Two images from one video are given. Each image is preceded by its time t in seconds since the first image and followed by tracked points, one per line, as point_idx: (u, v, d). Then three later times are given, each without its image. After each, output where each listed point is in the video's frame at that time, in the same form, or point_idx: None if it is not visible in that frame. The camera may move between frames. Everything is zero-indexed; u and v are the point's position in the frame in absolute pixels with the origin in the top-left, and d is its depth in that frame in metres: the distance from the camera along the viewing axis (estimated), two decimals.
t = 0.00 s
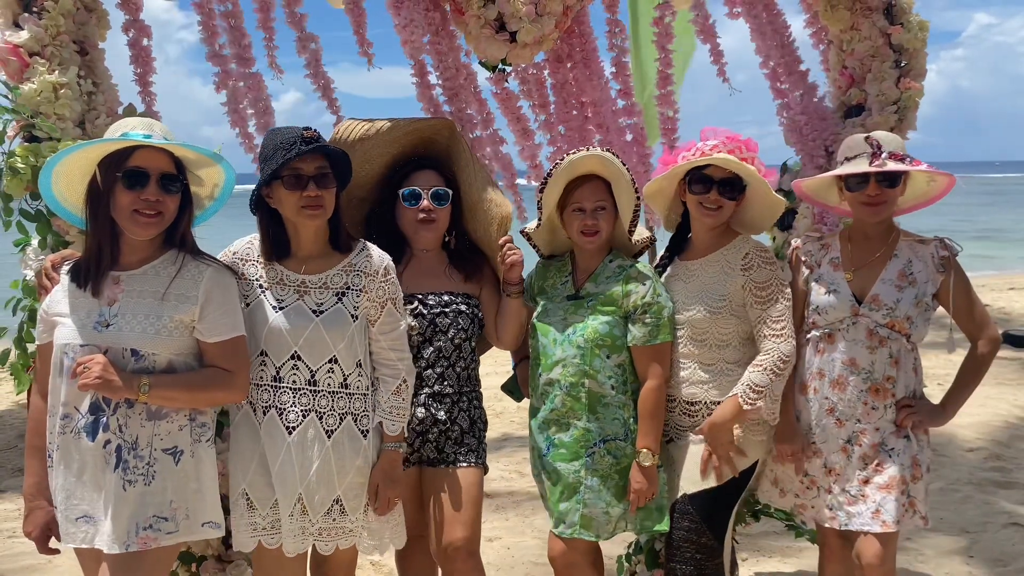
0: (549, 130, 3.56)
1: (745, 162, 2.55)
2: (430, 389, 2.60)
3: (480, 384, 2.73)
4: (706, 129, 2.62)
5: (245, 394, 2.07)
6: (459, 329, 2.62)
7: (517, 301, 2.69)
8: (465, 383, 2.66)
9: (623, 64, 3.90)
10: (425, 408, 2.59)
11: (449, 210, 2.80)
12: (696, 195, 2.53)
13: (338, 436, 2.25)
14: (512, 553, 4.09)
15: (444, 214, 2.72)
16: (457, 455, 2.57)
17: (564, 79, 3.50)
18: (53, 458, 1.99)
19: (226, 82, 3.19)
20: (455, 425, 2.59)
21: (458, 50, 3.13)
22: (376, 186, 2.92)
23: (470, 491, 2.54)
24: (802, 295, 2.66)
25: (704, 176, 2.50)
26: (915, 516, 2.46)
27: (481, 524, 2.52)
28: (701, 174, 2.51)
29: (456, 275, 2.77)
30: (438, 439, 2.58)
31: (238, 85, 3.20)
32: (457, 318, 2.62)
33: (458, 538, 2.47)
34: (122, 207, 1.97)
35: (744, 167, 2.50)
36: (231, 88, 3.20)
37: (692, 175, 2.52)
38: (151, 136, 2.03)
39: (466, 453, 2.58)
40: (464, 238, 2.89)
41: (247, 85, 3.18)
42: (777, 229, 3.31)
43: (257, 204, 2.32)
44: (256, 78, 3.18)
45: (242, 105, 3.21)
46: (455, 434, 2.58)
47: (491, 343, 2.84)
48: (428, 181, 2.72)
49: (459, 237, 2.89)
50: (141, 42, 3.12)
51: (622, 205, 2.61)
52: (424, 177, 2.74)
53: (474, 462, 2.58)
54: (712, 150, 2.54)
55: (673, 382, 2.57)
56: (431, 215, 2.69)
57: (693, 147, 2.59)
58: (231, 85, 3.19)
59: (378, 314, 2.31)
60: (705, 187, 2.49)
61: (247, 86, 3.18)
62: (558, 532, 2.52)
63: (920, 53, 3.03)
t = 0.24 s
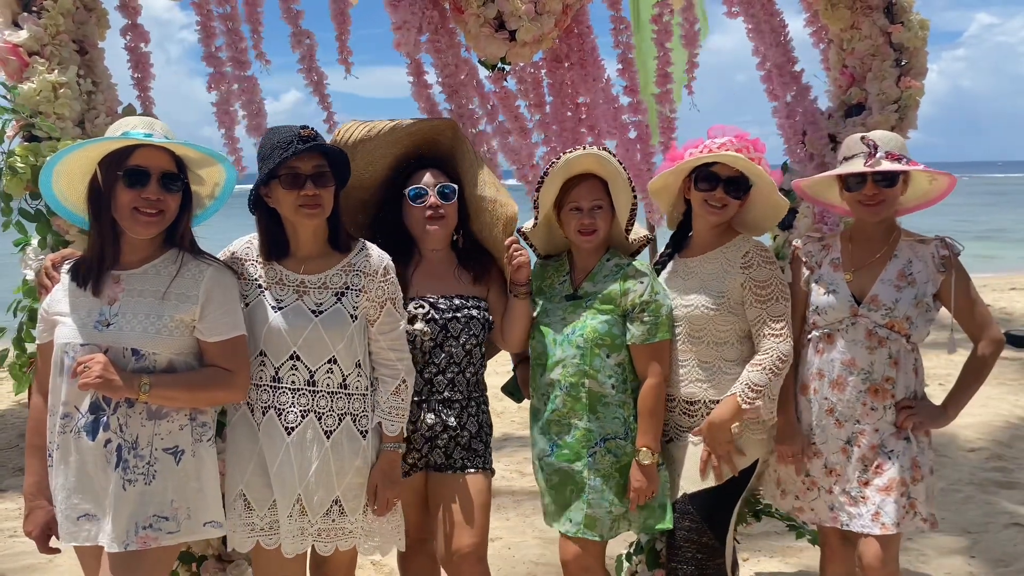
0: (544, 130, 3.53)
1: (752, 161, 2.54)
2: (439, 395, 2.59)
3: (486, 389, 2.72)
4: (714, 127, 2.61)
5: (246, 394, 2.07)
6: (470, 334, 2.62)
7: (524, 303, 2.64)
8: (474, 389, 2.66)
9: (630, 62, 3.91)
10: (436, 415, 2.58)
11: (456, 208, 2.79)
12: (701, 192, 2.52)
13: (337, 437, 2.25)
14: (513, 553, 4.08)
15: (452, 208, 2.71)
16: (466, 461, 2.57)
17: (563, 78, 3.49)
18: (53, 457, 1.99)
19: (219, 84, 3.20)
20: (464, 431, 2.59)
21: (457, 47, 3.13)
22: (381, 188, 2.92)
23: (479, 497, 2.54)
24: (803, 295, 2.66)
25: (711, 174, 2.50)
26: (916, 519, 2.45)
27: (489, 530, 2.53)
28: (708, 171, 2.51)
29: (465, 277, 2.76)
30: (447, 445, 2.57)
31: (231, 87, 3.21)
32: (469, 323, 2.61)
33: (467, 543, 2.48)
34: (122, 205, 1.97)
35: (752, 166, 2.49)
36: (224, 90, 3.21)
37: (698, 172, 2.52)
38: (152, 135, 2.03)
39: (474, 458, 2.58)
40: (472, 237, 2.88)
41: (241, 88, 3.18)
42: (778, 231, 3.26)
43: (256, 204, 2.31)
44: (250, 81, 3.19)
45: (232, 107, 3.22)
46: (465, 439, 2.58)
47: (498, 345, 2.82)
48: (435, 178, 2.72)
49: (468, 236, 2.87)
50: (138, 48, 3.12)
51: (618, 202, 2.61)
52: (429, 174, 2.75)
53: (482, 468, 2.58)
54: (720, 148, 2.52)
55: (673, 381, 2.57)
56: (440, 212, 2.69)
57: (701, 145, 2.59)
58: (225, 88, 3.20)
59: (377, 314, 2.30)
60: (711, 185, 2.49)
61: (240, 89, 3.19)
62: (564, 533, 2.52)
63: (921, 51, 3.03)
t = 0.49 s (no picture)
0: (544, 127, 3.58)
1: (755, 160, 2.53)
2: (444, 400, 2.59)
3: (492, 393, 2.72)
4: (716, 126, 2.61)
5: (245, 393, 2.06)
6: (476, 338, 2.61)
7: (529, 308, 2.63)
8: (479, 392, 2.67)
9: (624, 62, 3.99)
10: (441, 420, 2.57)
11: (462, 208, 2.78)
12: (703, 191, 2.52)
13: (335, 438, 2.24)
14: (514, 553, 4.08)
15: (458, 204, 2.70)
16: (471, 464, 2.57)
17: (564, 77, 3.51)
18: (52, 458, 1.98)
19: (207, 88, 3.26)
20: (471, 434, 2.59)
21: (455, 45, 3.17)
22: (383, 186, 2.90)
23: (485, 501, 2.54)
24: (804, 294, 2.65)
25: (713, 173, 2.50)
26: (915, 521, 2.44)
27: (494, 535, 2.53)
28: (709, 170, 2.51)
29: (470, 278, 2.76)
30: (453, 450, 2.57)
31: (217, 92, 3.26)
32: (474, 327, 2.60)
33: (473, 546, 2.47)
34: (121, 204, 1.96)
35: (754, 165, 2.48)
36: (210, 94, 3.26)
37: (700, 172, 2.52)
38: (149, 133, 2.02)
39: (480, 461, 2.59)
40: (475, 237, 2.88)
41: (227, 94, 3.25)
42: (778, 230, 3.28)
43: (254, 203, 2.30)
44: (235, 87, 3.26)
45: (216, 112, 3.26)
46: (471, 442, 2.58)
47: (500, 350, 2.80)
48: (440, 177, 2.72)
49: (470, 236, 2.87)
50: (138, 44, 3.12)
51: (617, 201, 2.60)
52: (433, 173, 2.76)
53: (488, 470, 2.59)
54: (721, 147, 2.52)
55: (673, 381, 2.56)
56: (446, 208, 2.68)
57: (703, 144, 2.57)
58: (212, 92, 3.26)
59: (376, 314, 2.30)
60: (713, 183, 2.49)
61: (227, 95, 3.25)
62: (567, 534, 2.51)
63: (922, 50, 3.02)
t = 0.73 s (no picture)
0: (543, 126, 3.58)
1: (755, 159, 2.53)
2: (443, 404, 2.57)
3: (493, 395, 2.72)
4: (715, 125, 2.60)
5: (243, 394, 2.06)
6: (475, 340, 2.60)
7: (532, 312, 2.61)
8: (479, 395, 2.64)
9: (622, 62, 4.01)
10: (439, 424, 2.56)
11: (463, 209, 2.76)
12: (703, 190, 2.51)
13: (335, 439, 2.23)
14: (514, 553, 4.07)
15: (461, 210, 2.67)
16: (470, 467, 2.56)
17: (563, 76, 3.49)
18: (49, 459, 1.98)
19: (197, 90, 3.35)
20: (470, 437, 2.57)
21: (451, 48, 3.26)
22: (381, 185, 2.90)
23: (485, 505, 2.53)
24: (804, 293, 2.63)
25: (712, 172, 2.49)
26: (915, 522, 2.43)
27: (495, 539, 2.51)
28: (709, 170, 2.49)
29: (470, 279, 2.74)
30: (451, 453, 2.55)
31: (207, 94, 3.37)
32: (474, 329, 2.59)
33: (472, 549, 2.45)
34: (117, 204, 1.95)
35: (753, 164, 2.47)
36: (199, 96, 3.36)
37: (700, 171, 2.51)
38: (145, 132, 2.01)
39: (479, 463, 2.57)
40: (474, 237, 2.90)
41: (218, 97, 3.39)
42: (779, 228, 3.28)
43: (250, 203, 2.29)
44: (226, 90, 3.40)
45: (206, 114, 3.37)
46: (470, 446, 2.57)
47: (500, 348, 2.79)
48: (441, 179, 2.69)
49: (469, 236, 2.89)
50: (137, 41, 3.11)
51: (617, 201, 2.60)
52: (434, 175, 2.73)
53: (487, 472, 2.58)
54: (721, 145, 2.51)
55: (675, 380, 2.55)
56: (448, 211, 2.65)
57: (703, 143, 2.57)
58: (201, 94, 3.36)
59: (373, 314, 2.28)
60: (713, 182, 2.48)
61: (218, 98, 3.38)
62: (564, 533, 2.49)
63: (924, 49, 3.01)
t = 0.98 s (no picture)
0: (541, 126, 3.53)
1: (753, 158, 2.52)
2: (434, 401, 2.57)
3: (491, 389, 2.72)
4: (711, 124, 2.59)
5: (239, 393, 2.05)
6: (464, 336, 2.59)
7: (530, 309, 2.60)
8: (473, 392, 2.63)
9: (623, 61, 4.01)
10: (429, 422, 2.56)
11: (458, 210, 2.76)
12: (701, 190, 2.50)
13: (333, 439, 2.23)
14: (513, 552, 4.06)
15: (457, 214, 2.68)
16: (463, 466, 2.55)
17: (561, 74, 3.48)
18: (44, 459, 1.97)
19: (203, 88, 3.34)
20: (461, 437, 2.56)
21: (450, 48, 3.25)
22: (376, 184, 2.90)
23: (478, 503, 2.51)
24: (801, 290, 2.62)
25: (710, 172, 2.48)
26: (914, 522, 2.42)
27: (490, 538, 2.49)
28: (707, 169, 2.48)
29: (463, 275, 2.73)
30: (443, 451, 2.55)
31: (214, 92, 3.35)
32: (462, 325, 2.59)
33: (466, 550, 2.43)
34: (112, 203, 1.95)
35: (751, 163, 2.46)
36: (207, 94, 3.35)
37: (697, 171, 2.50)
38: (140, 131, 2.00)
39: (472, 463, 2.56)
40: (468, 236, 2.86)
41: (224, 94, 3.32)
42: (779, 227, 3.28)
43: (246, 204, 2.28)
44: (233, 88, 3.32)
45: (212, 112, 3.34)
46: (463, 446, 2.56)
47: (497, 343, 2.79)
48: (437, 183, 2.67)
49: (464, 236, 2.86)
50: (139, 39, 3.11)
51: (617, 200, 2.58)
52: (432, 178, 2.69)
53: (481, 472, 2.56)
54: (720, 145, 2.50)
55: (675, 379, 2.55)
56: (444, 216, 2.65)
57: (700, 142, 2.56)
58: (208, 92, 3.34)
59: (371, 314, 2.28)
60: (711, 182, 2.47)
61: (224, 95, 3.33)
62: (559, 532, 2.49)
63: (923, 47, 3.00)
